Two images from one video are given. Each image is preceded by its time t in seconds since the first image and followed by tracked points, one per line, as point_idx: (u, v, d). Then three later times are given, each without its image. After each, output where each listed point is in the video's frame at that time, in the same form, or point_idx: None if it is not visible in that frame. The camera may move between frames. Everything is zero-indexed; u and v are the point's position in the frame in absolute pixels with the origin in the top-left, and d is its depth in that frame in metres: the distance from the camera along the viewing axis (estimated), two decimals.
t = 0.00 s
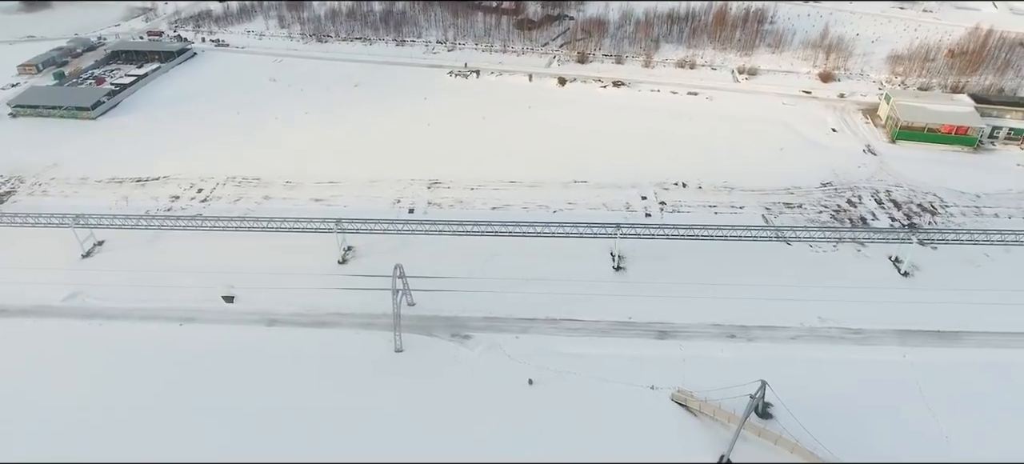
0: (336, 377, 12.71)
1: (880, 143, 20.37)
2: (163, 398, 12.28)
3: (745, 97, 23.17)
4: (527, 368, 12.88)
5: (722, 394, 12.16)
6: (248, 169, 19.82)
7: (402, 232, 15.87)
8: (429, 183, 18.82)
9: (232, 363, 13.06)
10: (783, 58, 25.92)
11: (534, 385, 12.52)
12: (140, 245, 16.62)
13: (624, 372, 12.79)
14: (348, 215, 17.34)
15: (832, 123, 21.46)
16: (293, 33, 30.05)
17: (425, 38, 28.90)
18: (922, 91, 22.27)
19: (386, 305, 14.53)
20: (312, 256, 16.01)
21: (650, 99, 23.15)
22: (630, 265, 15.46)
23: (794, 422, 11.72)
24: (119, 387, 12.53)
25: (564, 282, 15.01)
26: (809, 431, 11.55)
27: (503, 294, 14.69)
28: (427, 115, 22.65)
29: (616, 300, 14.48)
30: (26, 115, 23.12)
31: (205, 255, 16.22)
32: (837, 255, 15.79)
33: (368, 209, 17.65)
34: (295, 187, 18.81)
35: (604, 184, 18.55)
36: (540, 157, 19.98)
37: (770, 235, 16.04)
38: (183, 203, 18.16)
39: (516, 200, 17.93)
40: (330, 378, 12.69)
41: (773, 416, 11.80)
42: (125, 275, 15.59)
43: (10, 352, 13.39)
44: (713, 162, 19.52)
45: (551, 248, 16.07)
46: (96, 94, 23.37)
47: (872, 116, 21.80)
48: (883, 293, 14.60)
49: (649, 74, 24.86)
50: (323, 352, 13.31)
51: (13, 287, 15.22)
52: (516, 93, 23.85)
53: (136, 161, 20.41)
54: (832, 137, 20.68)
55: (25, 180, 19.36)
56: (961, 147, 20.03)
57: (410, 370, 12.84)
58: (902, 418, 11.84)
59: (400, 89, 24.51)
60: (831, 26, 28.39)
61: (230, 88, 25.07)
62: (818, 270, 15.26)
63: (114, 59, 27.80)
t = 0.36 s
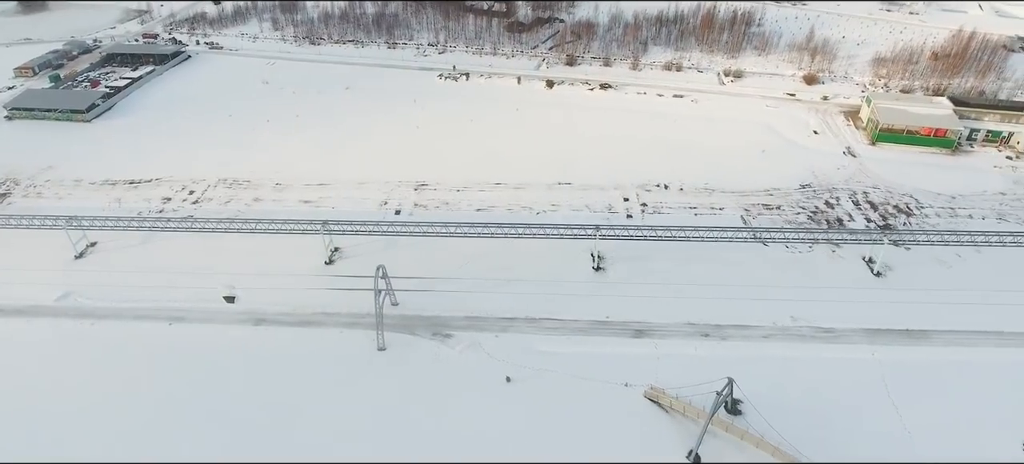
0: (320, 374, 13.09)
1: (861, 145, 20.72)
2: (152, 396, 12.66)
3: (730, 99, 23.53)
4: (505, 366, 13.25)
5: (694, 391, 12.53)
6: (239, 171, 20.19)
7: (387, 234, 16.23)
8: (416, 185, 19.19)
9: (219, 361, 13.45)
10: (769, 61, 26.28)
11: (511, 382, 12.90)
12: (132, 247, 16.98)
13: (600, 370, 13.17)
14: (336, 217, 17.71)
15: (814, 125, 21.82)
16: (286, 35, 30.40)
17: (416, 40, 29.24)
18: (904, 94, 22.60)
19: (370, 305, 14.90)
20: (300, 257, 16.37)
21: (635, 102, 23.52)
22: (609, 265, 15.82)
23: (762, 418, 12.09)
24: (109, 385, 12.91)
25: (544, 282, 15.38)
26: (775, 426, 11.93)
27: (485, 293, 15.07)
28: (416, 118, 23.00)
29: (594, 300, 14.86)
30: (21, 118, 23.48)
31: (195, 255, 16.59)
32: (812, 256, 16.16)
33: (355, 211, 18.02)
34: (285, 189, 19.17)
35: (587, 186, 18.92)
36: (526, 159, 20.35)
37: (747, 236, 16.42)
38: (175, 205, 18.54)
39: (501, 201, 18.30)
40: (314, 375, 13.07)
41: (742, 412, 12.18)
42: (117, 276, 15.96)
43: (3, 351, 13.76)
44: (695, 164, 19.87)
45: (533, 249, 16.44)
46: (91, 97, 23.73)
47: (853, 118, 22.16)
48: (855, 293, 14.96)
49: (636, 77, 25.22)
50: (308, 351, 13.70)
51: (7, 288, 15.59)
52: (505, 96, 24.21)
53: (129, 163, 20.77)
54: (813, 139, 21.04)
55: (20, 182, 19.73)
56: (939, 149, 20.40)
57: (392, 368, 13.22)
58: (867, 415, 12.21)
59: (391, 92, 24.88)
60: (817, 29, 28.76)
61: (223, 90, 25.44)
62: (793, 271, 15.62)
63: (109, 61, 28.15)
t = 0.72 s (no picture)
0: (304, 373, 13.47)
1: (840, 147, 21.11)
2: (140, 394, 13.04)
3: (714, 102, 23.93)
4: (484, 364, 13.63)
5: (667, 389, 12.92)
6: (230, 173, 20.56)
7: (372, 235, 16.60)
8: (403, 187, 19.56)
9: (206, 360, 13.83)
10: (753, 64, 26.69)
11: (490, 380, 13.28)
12: (123, 248, 17.34)
13: (577, 368, 13.55)
14: (323, 218, 18.08)
15: (795, 127, 22.21)
16: (278, 38, 30.76)
17: (407, 43, 29.62)
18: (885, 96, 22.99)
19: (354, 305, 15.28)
20: (287, 258, 16.74)
21: (621, 104, 23.91)
22: (590, 265, 16.19)
23: (731, 414, 12.45)
24: (99, 384, 13.28)
25: (526, 282, 15.77)
26: (744, 422, 12.31)
27: (467, 293, 15.45)
28: (406, 120, 23.38)
29: (573, 299, 15.24)
30: (16, 121, 23.82)
31: (185, 256, 16.96)
32: (787, 256, 16.55)
33: (343, 212, 18.39)
34: (274, 192, 19.54)
35: (571, 187, 19.29)
36: (511, 161, 20.73)
37: (725, 237, 16.80)
38: (166, 207, 18.90)
39: (486, 203, 18.68)
40: (299, 374, 13.45)
41: (712, 408, 12.53)
42: (108, 277, 16.32)
43: None
44: (677, 166, 20.26)
45: (515, 250, 16.80)
46: (85, 100, 24.07)
47: (834, 120, 22.55)
48: (829, 292, 15.33)
49: (623, 79, 25.63)
50: (293, 350, 14.08)
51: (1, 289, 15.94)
52: (493, 98, 24.60)
53: (122, 165, 21.14)
54: (794, 141, 21.42)
55: (14, 185, 20.07)
56: (917, 151, 20.79)
57: (374, 366, 13.60)
58: (834, 411, 12.58)
59: (381, 94, 25.26)
60: (802, 32, 29.17)
61: (216, 93, 25.80)
62: (768, 271, 16.01)
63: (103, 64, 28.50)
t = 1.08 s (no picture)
0: (290, 371, 13.85)
1: (822, 149, 21.48)
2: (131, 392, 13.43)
3: (700, 104, 24.31)
4: (466, 362, 14.03)
5: (642, 386, 13.31)
6: (222, 175, 20.95)
7: (360, 236, 16.99)
8: (392, 189, 19.94)
9: (196, 359, 14.22)
10: (740, 67, 27.07)
11: (470, 378, 13.68)
12: (116, 249, 17.71)
13: (556, 365, 13.94)
14: (313, 220, 18.47)
15: (779, 130, 22.57)
16: (272, 41, 31.13)
17: (400, 46, 29.99)
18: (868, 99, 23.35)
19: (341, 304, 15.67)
20: (277, 259, 17.13)
21: (609, 107, 24.29)
22: (572, 266, 16.58)
23: (703, 411, 12.84)
24: (91, 382, 13.67)
25: (509, 282, 16.15)
26: (716, 418, 12.69)
27: (450, 293, 15.84)
28: (396, 123, 23.75)
29: (555, 299, 15.63)
30: (12, 123, 24.17)
31: (177, 257, 17.34)
32: (766, 257, 16.93)
33: (332, 214, 18.76)
34: (265, 193, 19.94)
35: (556, 189, 19.67)
36: (499, 163, 21.12)
37: (705, 239, 17.17)
38: (159, 209, 19.28)
39: (472, 205, 19.07)
40: (285, 372, 13.84)
41: (685, 406, 12.92)
42: (101, 277, 16.70)
43: None
44: (662, 168, 20.63)
45: (499, 251, 17.18)
46: (81, 103, 24.43)
47: (817, 123, 22.93)
48: (804, 293, 15.70)
49: (611, 82, 26.00)
50: (281, 349, 14.47)
51: None
52: (482, 101, 24.98)
53: (117, 168, 21.50)
54: (777, 144, 21.79)
55: (9, 187, 20.43)
56: (898, 153, 21.11)
57: (358, 365, 13.99)
58: (803, 408, 12.96)
59: (373, 97, 25.63)
60: (789, 35, 29.56)
61: (209, 96, 26.16)
62: (746, 271, 16.39)
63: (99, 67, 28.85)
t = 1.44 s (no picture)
0: (278, 369, 14.24)
1: (805, 151, 21.83)
2: (122, 389, 13.82)
3: (687, 106, 24.67)
4: (448, 360, 14.42)
5: (619, 383, 13.71)
6: (215, 177, 21.33)
7: (348, 237, 17.36)
8: (382, 191, 20.31)
9: (186, 357, 14.61)
10: (727, 69, 27.42)
11: (453, 376, 14.06)
12: (110, 249, 18.10)
13: (537, 363, 14.32)
14: (303, 221, 18.84)
15: (763, 132, 22.93)
16: (267, 43, 31.48)
17: (393, 48, 30.34)
18: (852, 102, 23.71)
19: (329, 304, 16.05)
20: (267, 259, 17.52)
21: (597, 109, 24.64)
22: (555, 266, 16.96)
23: (677, 408, 13.23)
24: (84, 380, 14.05)
25: (493, 282, 16.52)
26: (690, 415, 13.08)
27: (435, 293, 16.22)
28: (387, 125, 24.11)
29: (537, 299, 16.01)
30: (9, 125, 24.55)
31: (170, 258, 17.72)
32: (745, 257, 17.29)
33: (322, 215, 19.14)
34: (257, 195, 20.32)
35: (542, 191, 20.03)
36: (487, 165, 21.49)
37: (686, 239, 17.54)
38: (153, 210, 19.67)
39: (459, 206, 19.44)
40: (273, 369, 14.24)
41: (661, 403, 13.32)
42: (95, 277, 17.08)
43: None
44: (646, 170, 20.99)
45: (485, 252, 17.55)
46: (77, 105, 24.81)
47: (802, 125, 23.28)
48: (781, 292, 16.07)
49: (599, 85, 26.36)
50: (269, 347, 14.86)
51: None
52: (472, 103, 25.33)
53: (111, 169, 21.89)
54: (761, 146, 22.15)
55: (6, 189, 20.82)
56: (879, 155, 21.46)
57: (344, 363, 14.37)
58: (775, 404, 13.33)
59: (365, 99, 26.00)
60: (777, 37, 29.91)
61: (204, 98, 26.53)
62: (725, 272, 16.75)
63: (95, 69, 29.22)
